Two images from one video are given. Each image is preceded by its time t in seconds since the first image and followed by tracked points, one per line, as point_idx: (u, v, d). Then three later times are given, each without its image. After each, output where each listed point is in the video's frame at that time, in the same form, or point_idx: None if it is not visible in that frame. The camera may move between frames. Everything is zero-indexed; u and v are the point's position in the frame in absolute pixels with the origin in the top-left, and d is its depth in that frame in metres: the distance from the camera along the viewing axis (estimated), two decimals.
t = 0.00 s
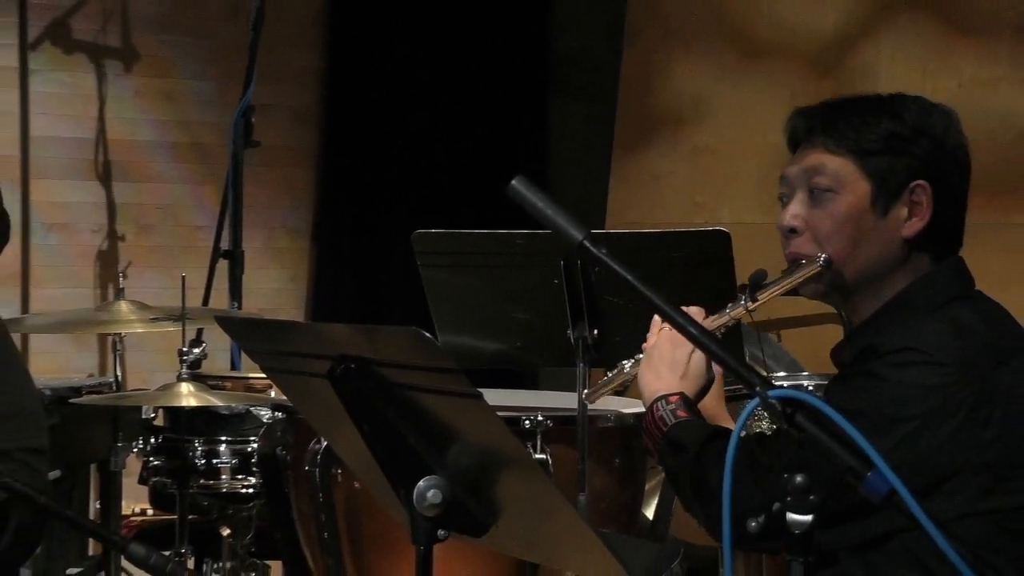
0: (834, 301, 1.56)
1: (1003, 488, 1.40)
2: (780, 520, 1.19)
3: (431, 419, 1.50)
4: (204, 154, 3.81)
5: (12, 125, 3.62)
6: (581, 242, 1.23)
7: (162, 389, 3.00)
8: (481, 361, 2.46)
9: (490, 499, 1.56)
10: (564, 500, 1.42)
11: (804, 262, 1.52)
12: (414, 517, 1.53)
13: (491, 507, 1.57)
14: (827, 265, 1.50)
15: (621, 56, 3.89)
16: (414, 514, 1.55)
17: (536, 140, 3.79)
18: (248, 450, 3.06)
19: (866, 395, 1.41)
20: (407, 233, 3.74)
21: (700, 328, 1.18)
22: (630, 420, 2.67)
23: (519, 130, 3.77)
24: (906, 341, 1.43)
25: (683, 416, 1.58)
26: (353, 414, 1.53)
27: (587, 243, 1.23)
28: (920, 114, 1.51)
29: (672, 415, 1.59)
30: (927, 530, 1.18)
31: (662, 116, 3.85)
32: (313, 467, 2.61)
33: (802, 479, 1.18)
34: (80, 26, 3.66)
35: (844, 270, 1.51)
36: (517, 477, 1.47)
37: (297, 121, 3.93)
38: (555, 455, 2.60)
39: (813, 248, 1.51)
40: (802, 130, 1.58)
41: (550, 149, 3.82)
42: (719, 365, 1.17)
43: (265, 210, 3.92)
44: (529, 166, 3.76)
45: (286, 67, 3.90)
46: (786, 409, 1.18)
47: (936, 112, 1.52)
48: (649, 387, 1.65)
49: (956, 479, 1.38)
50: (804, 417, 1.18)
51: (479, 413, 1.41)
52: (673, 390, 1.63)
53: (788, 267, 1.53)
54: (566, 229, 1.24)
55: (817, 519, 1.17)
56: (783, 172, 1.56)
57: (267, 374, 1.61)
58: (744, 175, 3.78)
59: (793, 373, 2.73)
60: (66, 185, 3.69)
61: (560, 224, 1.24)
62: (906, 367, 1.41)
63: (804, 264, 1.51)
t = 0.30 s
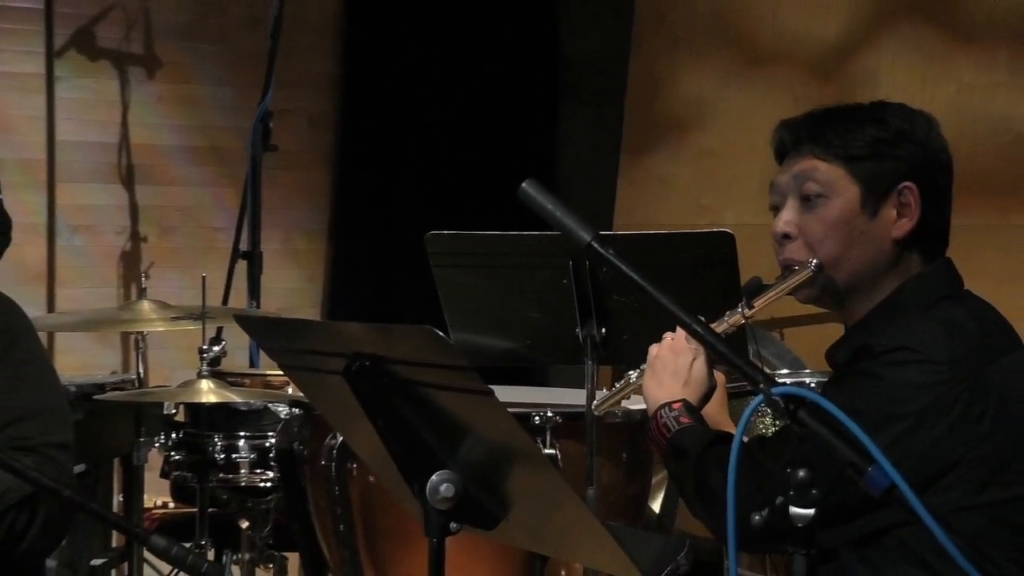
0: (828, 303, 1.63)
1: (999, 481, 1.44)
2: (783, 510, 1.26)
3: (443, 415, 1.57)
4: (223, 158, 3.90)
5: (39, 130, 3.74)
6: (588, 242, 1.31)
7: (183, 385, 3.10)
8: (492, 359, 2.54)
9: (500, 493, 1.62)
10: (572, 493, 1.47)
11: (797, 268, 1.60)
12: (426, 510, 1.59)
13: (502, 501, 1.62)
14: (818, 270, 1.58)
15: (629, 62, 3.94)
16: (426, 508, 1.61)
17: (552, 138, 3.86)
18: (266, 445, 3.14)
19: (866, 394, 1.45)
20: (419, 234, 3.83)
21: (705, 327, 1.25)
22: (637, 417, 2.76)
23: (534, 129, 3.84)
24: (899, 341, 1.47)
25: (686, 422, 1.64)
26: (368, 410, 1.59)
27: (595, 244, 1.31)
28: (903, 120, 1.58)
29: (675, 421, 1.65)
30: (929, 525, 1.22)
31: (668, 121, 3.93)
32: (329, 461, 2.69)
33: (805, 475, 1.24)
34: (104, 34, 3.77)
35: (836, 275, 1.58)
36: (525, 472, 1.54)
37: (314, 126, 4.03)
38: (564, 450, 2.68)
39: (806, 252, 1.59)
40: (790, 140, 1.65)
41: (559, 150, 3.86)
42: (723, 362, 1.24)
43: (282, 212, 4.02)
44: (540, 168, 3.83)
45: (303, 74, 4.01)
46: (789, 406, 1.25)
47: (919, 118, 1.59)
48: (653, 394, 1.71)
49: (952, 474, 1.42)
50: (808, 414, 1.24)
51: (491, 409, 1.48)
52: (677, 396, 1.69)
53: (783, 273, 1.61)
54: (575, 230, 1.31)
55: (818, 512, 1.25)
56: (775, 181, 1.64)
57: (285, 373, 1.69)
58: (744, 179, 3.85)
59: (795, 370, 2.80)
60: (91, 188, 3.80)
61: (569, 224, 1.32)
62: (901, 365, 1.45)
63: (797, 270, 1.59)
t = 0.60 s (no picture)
0: (828, 306, 1.69)
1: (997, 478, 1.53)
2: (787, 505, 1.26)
3: (458, 411, 1.63)
4: (245, 162, 4.04)
5: (67, 135, 3.85)
6: (598, 245, 1.37)
7: (206, 381, 3.21)
8: (506, 356, 2.63)
9: (513, 487, 1.68)
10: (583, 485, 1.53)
11: (796, 274, 1.66)
12: (441, 502, 1.66)
13: (515, 495, 1.68)
14: (818, 274, 1.64)
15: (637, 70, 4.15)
16: (441, 499, 1.69)
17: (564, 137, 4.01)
18: (286, 439, 3.25)
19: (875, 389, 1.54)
20: (432, 235, 3.95)
21: (712, 325, 1.29)
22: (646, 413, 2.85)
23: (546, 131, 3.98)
24: (901, 342, 1.56)
25: (690, 423, 1.72)
26: (384, 406, 1.66)
27: (606, 246, 1.37)
28: (892, 127, 1.65)
29: (679, 422, 1.73)
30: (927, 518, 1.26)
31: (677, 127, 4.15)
32: (348, 455, 2.79)
33: (808, 470, 1.25)
34: (130, 43, 3.88)
35: (834, 279, 1.65)
36: (535, 465, 1.60)
37: (333, 131, 4.14)
38: (574, 444, 2.77)
39: (803, 258, 1.65)
40: (783, 150, 1.71)
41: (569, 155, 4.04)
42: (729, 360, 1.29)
43: (301, 214, 4.12)
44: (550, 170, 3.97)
45: (321, 81, 4.11)
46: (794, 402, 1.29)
47: (907, 124, 1.66)
48: (656, 397, 1.79)
49: (953, 470, 1.51)
50: (810, 411, 1.29)
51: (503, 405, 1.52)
52: (679, 397, 1.77)
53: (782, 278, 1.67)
54: (585, 231, 1.38)
55: (822, 508, 1.25)
56: (771, 189, 1.70)
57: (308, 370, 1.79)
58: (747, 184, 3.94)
59: (799, 367, 2.89)
60: (117, 191, 3.91)
61: (578, 227, 1.38)
62: (903, 366, 1.54)
63: (795, 276, 1.66)
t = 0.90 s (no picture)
0: (838, 305, 1.69)
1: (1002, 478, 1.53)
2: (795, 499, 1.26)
3: (477, 407, 1.62)
4: (270, 166, 4.18)
5: (99, 139, 3.98)
6: (612, 245, 1.36)
7: (233, 378, 3.32)
8: (523, 353, 2.73)
9: (531, 481, 1.69)
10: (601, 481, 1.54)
11: (806, 273, 1.66)
12: (460, 496, 1.66)
13: (533, 487, 1.69)
14: (826, 274, 1.64)
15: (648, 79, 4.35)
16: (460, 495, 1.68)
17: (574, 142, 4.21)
18: (309, 435, 3.34)
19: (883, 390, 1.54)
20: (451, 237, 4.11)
21: (724, 324, 1.29)
22: (658, 409, 2.93)
23: (557, 137, 4.19)
24: (911, 343, 1.54)
25: (702, 423, 1.71)
26: (405, 403, 1.65)
27: (619, 246, 1.36)
28: (903, 131, 1.63)
29: (691, 422, 1.72)
30: (936, 514, 1.24)
31: (691, 130, 4.22)
32: (370, 450, 2.88)
33: (818, 464, 1.24)
34: (160, 51, 4.01)
35: (843, 279, 1.64)
36: (554, 460, 1.60)
37: (355, 137, 4.34)
38: (589, 440, 2.85)
39: (814, 258, 1.65)
40: (795, 152, 1.69)
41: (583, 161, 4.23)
42: (737, 355, 1.27)
43: (325, 217, 4.30)
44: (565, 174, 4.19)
45: (342, 88, 4.31)
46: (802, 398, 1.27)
47: (917, 127, 1.65)
48: (667, 397, 1.77)
49: (960, 468, 1.52)
50: (820, 406, 1.26)
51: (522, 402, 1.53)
52: (689, 397, 1.76)
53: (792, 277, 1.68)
54: (599, 232, 1.37)
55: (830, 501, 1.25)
56: (783, 189, 1.69)
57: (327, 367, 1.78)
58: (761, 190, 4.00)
59: (807, 364, 2.97)
60: (146, 194, 4.03)
61: (593, 227, 1.37)
62: (912, 367, 1.53)
63: (806, 276, 1.66)
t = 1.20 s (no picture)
0: (854, 305, 1.71)
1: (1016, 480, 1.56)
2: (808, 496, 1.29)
3: (491, 402, 1.65)
4: (292, 169, 4.26)
5: (123, 141, 4.04)
6: (628, 246, 1.40)
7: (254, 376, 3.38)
8: (539, 352, 2.78)
9: (546, 478, 1.71)
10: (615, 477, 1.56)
11: (822, 272, 1.68)
12: (477, 493, 1.69)
13: (548, 485, 1.72)
14: (843, 274, 1.66)
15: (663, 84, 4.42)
16: (477, 491, 1.71)
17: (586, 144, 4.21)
18: (329, 432, 3.40)
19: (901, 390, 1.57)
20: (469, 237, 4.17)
21: (736, 324, 1.33)
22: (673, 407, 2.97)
23: (569, 138, 4.20)
24: (928, 345, 1.57)
25: (715, 424, 1.73)
26: (422, 400, 1.68)
27: (635, 248, 1.40)
28: (921, 132, 1.67)
29: (705, 423, 1.74)
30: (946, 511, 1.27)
31: (705, 132, 4.28)
32: (388, 447, 2.93)
33: (830, 461, 1.28)
34: (182, 55, 4.09)
35: (860, 278, 1.66)
36: (571, 457, 1.63)
37: (374, 139, 4.40)
38: (604, 437, 2.89)
39: (830, 258, 1.66)
40: (813, 151, 1.72)
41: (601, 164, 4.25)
42: (749, 353, 1.31)
43: (345, 218, 4.37)
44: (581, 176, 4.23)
45: (362, 90, 4.37)
46: (815, 397, 1.29)
47: (935, 129, 1.68)
48: (678, 399, 1.79)
49: (977, 469, 1.54)
50: (833, 405, 1.28)
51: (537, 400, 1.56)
52: (702, 399, 1.78)
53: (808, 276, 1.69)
54: (614, 234, 1.42)
55: (842, 498, 1.28)
56: (802, 188, 1.71)
57: (348, 365, 1.81)
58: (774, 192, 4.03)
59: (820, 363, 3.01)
60: (169, 196, 4.10)
61: (608, 229, 1.42)
62: (929, 368, 1.55)
63: (821, 276, 1.67)
